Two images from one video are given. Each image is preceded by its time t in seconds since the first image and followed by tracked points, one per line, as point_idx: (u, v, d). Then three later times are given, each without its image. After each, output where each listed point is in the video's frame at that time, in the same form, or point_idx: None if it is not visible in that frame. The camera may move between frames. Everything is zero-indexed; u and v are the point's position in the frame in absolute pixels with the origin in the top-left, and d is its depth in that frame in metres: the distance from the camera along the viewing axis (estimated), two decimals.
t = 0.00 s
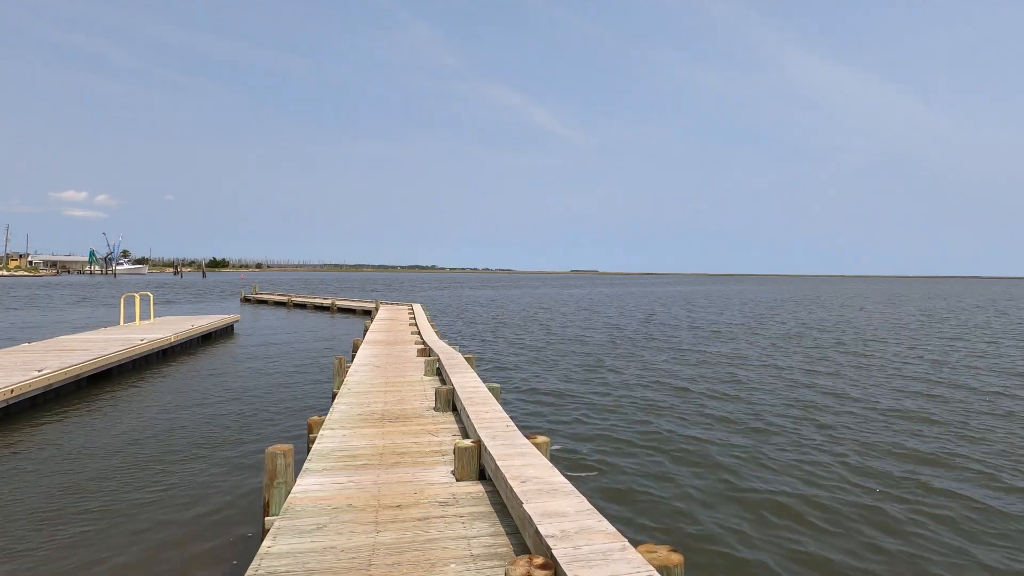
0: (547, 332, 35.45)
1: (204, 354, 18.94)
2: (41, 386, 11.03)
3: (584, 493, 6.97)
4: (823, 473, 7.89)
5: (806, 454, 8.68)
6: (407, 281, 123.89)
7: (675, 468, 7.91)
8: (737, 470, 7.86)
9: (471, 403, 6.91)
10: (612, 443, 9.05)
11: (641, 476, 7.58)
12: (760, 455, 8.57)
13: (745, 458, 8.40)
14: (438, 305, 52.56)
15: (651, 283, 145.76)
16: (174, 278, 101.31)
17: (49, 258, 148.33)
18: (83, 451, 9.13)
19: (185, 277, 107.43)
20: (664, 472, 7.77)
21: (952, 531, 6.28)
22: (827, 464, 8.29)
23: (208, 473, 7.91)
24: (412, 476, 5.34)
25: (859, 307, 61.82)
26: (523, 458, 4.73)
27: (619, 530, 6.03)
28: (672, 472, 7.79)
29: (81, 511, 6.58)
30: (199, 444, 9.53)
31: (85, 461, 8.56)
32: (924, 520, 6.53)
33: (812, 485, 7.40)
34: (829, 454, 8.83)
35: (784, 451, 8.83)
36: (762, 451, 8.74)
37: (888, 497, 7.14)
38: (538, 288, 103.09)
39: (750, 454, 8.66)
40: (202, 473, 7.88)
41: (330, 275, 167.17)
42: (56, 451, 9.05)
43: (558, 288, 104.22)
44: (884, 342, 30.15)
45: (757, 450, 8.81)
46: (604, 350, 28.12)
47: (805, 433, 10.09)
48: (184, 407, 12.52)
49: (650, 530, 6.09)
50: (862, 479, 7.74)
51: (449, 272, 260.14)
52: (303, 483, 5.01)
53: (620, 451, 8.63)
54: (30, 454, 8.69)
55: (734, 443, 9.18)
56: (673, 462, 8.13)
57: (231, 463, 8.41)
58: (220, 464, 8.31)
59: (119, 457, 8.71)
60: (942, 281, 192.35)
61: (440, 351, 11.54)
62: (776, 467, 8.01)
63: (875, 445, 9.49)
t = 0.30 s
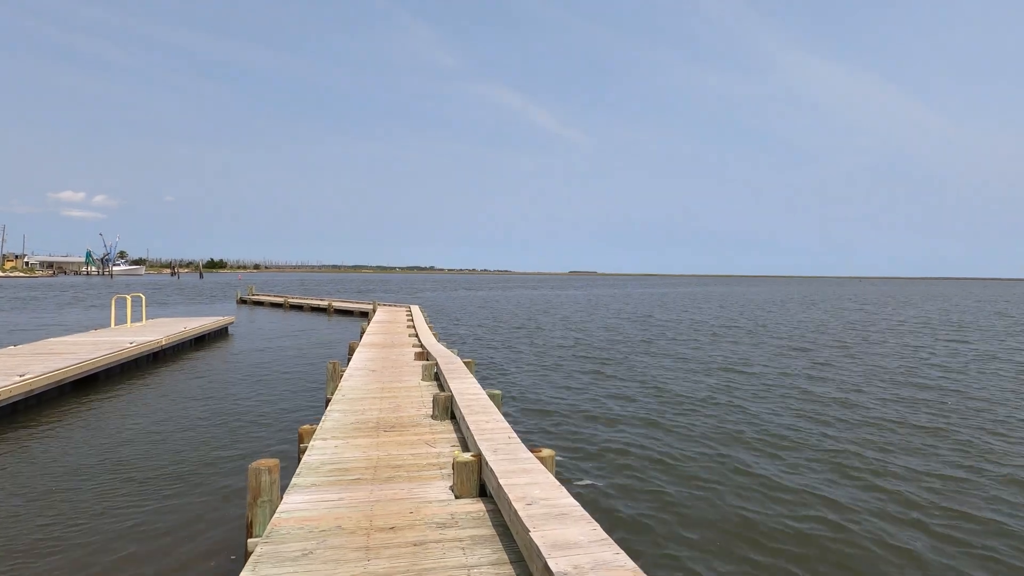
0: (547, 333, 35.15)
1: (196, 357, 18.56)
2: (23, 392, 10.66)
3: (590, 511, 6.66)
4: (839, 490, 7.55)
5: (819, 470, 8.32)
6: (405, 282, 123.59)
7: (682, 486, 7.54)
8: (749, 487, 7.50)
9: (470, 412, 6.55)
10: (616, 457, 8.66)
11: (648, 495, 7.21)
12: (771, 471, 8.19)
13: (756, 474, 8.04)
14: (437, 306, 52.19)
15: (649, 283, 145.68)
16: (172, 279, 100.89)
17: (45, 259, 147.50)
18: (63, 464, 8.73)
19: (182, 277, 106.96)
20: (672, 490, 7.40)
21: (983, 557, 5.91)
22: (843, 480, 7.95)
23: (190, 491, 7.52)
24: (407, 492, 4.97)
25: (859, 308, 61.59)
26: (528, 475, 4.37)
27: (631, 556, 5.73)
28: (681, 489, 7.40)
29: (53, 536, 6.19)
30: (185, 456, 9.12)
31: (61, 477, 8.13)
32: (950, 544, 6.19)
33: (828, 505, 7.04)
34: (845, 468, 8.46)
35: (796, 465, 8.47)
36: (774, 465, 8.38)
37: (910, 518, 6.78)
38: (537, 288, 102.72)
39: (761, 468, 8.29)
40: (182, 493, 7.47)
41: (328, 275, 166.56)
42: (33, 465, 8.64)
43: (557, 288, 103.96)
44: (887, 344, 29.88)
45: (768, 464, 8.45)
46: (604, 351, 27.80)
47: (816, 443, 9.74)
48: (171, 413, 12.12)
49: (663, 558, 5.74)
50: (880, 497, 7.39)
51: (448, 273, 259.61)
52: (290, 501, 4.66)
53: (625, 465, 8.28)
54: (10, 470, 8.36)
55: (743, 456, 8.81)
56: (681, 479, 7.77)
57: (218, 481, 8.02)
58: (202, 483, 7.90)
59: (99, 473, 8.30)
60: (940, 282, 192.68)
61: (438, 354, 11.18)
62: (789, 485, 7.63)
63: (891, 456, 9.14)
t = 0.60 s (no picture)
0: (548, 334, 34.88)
1: (192, 360, 18.22)
2: (12, 397, 10.36)
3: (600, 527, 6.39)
4: (858, 503, 7.26)
5: (838, 482, 8.01)
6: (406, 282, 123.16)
7: (697, 500, 7.22)
8: (764, 500, 7.21)
9: (475, 419, 6.23)
10: (626, 468, 8.34)
11: (662, 510, 6.89)
12: (788, 484, 7.87)
13: (773, 487, 7.72)
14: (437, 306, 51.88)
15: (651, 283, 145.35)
16: (172, 279, 100.38)
17: (44, 259, 147.06)
18: (51, 473, 8.42)
19: (182, 278, 106.42)
20: (686, 504, 7.09)
21: None
22: (861, 493, 7.64)
23: (183, 502, 7.21)
24: (410, 507, 4.65)
25: (862, 308, 61.29)
26: (541, 492, 4.05)
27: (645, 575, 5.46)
28: (696, 504, 7.09)
29: (32, 554, 5.85)
30: (179, 464, 8.81)
31: (50, 485, 7.84)
32: (981, 565, 5.87)
33: (849, 523, 6.72)
34: (864, 480, 8.14)
35: (814, 478, 8.15)
36: (789, 478, 8.06)
37: (937, 537, 6.46)
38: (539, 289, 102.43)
39: (777, 481, 7.97)
40: (178, 504, 7.19)
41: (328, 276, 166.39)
42: (21, 474, 8.33)
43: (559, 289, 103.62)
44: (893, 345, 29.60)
45: (785, 477, 8.13)
46: (606, 351, 27.51)
47: (832, 453, 9.41)
48: (166, 419, 11.80)
49: None
50: (904, 513, 7.07)
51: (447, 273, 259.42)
52: (283, 518, 4.33)
53: (636, 478, 7.96)
54: None
55: (757, 467, 8.50)
56: (695, 492, 7.45)
57: (210, 491, 7.71)
58: (197, 493, 7.60)
59: (88, 482, 7.99)
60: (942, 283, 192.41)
61: (440, 357, 10.84)
62: (809, 500, 7.32)
63: (910, 467, 8.81)
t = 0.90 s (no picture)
0: (549, 334, 34.59)
1: (189, 360, 17.85)
2: None
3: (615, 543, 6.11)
4: (880, 518, 7.00)
5: (859, 497, 7.68)
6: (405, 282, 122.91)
7: (715, 513, 6.88)
8: (781, 514, 6.95)
9: (482, 424, 5.90)
10: (637, 477, 8.01)
11: (677, 524, 6.56)
12: (808, 497, 7.54)
13: (792, 503, 7.39)
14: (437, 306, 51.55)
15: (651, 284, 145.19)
16: (171, 278, 100.07)
17: (42, 258, 146.47)
18: (35, 476, 8.03)
19: (181, 276, 105.98)
20: (703, 517, 6.75)
21: None
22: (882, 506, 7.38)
23: (172, 506, 6.83)
24: (414, 521, 4.31)
25: (862, 309, 61.09)
26: (558, 506, 3.71)
27: None
28: (714, 518, 6.75)
29: (12, 564, 5.50)
30: (170, 466, 8.43)
31: (34, 489, 7.45)
32: None
33: (876, 539, 6.41)
34: (885, 494, 7.82)
35: (834, 489, 7.83)
36: (809, 487, 7.74)
37: (968, 556, 6.16)
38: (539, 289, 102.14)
39: (796, 493, 7.64)
40: (165, 508, 6.78)
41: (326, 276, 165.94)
42: (4, 477, 7.95)
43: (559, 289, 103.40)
44: (895, 346, 29.40)
45: (804, 488, 7.81)
46: (607, 352, 27.20)
47: (849, 462, 9.09)
48: (159, 420, 11.43)
49: None
50: (931, 530, 6.76)
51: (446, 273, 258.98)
52: (277, 535, 3.99)
53: (648, 488, 7.62)
54: None
55: (774, 479, 8.17)
56: (711, 503, 7.12)
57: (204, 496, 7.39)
58: (187, 496, 7.21)
59: (75, 485, 7.62)
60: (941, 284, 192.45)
61: (442, 358, 10.51)
62: (831, 517, 7.00)
63: (928, 479, 8.55)
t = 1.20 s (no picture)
0: (552, 333, 34.31)
1: (187, 361, 17.56)
2: None
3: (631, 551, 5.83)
4: (903, 521, 6.73)
5: (885, 502, 7.37)
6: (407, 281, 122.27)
7: (736, 522, 6.57)
8: (801, 519, 6.69)
9: (491, 432, 5.57)
10: (650, 489, 7.72)
11: (698, 536, 6.24)
12: (834, 502, 7.20)
13: (816, 507, 7.06)
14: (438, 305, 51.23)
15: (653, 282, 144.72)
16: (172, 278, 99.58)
17: (43, 258, 146.32)
18: (23, 487, 7.73)
19: (182, 276, 105.27)
20: (722, 527, 6.45)
21: None
22: (905, 508, 7.11)
23: (166, 516, 6.54)
24: (421, 540, 3.99)
25: (867, 308, 60.72)
26: (580, 528, 3.39)
27: None
28: (736, 529, 6.43)
29: None
30: (164, 474, 8.12)
31: (21, 501, 7.11)
32: None
33: (901, 546, 6.14)
34: (914, 498, 7.49)
35: (862, 496, 7.49)
36: (829, 492, 7.46)
37: (1000, 562, 5.89)
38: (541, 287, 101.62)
39: (821, 500, 7.31)
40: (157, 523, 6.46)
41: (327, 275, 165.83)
42: None
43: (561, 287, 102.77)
44: (903, 346, 29.07)
45: (830, 494, 7.47)
46: (612, 351, 26.90)
47: (872, 466, 8.76)
48: (155, 425, 11.12)
49: None
50: (958, 535, 6.48)
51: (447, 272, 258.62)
52: (273, 556, 3.69)
53: (664, 496, 7.31)
54: None
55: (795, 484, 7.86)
56: (729, 512, 6.83)
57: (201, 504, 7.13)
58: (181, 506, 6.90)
59: (65, 496, 7.28)
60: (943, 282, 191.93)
61: (447, 359, 10.19)
62: (859, 522, 6.65)
63: (950, 479, 8.27)
